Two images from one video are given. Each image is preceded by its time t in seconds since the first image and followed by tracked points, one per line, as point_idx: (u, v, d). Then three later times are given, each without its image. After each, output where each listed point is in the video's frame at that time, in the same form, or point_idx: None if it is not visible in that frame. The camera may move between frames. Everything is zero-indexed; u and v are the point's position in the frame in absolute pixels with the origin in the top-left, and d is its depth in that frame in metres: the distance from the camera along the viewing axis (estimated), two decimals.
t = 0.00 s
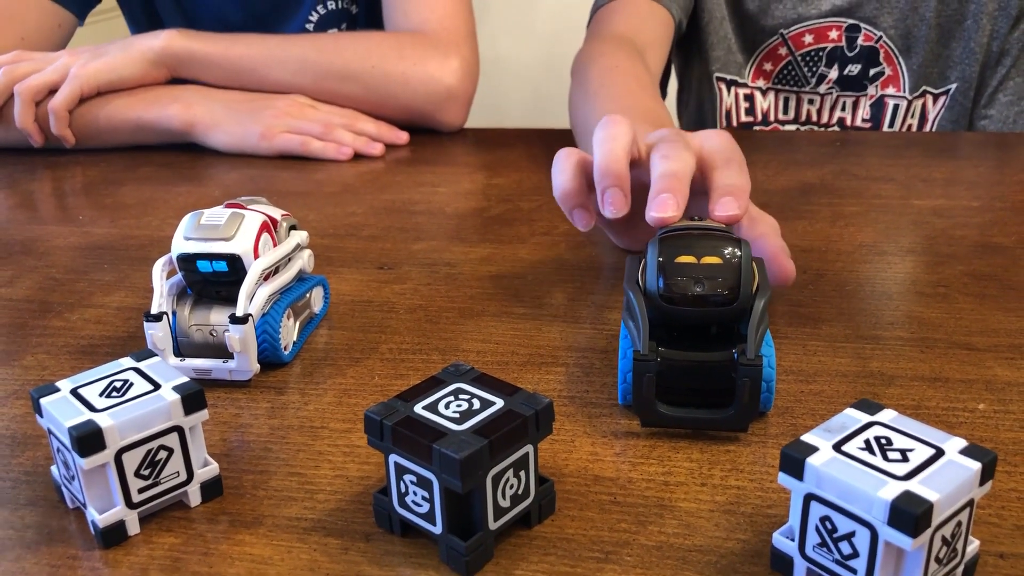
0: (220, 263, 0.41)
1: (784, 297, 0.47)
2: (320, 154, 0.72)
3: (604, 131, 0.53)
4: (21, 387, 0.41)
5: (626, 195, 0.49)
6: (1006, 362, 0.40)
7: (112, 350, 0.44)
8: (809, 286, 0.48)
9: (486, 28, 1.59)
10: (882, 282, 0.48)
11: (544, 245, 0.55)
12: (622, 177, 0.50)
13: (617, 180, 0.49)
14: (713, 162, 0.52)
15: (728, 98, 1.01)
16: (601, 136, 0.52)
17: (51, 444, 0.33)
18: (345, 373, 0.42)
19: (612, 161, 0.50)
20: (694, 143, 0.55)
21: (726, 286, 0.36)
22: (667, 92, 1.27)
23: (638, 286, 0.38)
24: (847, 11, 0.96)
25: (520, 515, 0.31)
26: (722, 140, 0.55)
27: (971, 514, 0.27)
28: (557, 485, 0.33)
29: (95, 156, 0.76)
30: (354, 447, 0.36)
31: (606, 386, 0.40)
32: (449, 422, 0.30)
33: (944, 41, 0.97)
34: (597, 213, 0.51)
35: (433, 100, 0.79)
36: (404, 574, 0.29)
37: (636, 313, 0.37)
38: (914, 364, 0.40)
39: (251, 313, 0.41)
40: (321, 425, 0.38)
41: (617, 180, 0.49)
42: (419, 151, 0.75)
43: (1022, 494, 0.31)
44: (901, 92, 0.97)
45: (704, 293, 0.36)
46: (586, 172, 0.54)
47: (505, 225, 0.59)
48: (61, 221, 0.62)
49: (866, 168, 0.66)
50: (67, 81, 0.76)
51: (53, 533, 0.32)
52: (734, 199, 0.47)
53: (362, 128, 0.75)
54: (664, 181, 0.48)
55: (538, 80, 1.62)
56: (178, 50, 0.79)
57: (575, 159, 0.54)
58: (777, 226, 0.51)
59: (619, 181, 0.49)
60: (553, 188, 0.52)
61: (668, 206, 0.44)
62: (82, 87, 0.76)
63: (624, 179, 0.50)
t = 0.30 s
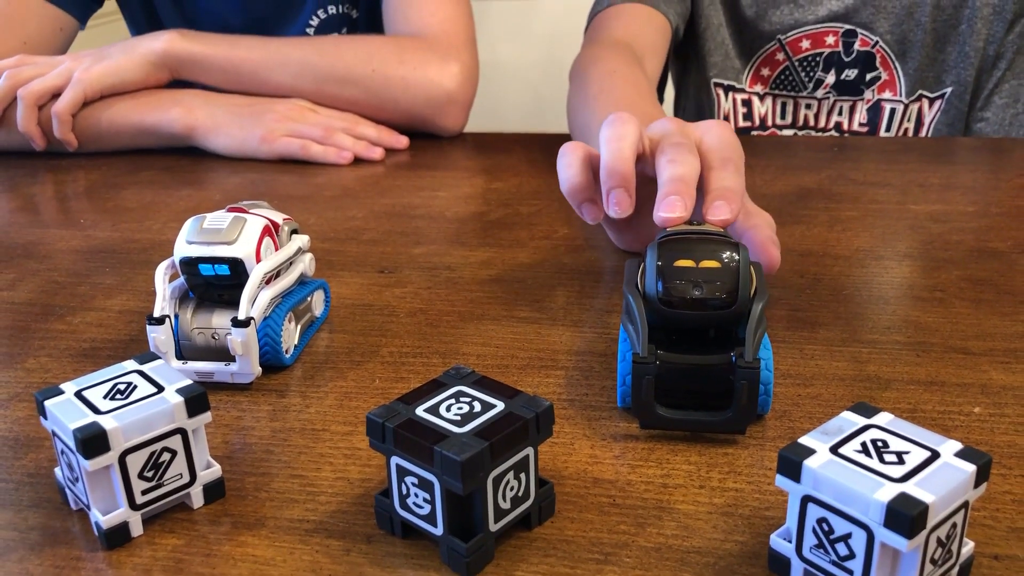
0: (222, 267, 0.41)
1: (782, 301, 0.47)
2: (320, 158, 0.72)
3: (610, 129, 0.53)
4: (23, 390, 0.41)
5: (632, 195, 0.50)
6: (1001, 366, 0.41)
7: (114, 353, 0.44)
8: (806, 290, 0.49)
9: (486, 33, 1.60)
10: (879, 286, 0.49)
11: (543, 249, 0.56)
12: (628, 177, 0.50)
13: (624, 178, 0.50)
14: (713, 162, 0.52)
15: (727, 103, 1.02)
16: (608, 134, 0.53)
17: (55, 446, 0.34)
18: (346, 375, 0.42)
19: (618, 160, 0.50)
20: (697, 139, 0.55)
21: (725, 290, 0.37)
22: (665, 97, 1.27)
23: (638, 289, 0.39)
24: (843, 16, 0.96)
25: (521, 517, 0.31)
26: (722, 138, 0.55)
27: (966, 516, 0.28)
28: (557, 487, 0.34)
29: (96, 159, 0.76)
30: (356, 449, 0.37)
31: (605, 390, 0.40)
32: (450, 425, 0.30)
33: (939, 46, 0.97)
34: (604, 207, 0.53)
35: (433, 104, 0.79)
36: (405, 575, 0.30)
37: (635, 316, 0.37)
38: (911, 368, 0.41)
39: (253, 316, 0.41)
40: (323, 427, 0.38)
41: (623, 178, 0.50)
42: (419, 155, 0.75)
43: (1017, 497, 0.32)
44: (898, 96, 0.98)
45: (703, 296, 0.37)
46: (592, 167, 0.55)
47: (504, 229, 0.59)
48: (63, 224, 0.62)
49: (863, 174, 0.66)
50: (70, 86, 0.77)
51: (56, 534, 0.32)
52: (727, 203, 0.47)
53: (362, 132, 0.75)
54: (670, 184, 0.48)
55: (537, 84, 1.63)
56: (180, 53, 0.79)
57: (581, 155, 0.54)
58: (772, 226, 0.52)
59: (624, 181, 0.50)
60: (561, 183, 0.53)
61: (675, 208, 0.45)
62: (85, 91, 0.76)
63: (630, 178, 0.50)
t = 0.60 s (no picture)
0: (228, 273, 0.42)
1: (781, 309, 0.48)
2: (321, 165, 0.73)
3: (626, 133, 0.54)
4: (31, 395, 0.42)
5: (642, 201, 0.51)
6: (998, 372, 0.41)
7: (120, 358, 0.44)
8: (805, 298, 0.49)
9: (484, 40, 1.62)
10: (876, 293, 0.49)
11: (545, 255, 0.56)
12: (641, 183, 0.51)
13: (634, 184, 0.51)
14: (721, 171, 0.53)
15: (720, 113, 1.03)
16: (623, 138, 0.54)
17: (65, 449, 0.34)
18: (350, 381, 0.42)
19: (630, 165, 0.52)
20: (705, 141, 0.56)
21: (726, 298, 0.37)
22: (663, 106, 1.28)
23: (640, 296, 0.39)
24: (832, 24, 0.98)
25: (526, 521, 0.32)
26: (730, 142, 0.56)
27: (964, 521, 0.28)
28: (561, 492, 0.34)
29: (99, 165, 0.77)
30: (361, 453, 0.37)
31: (607, 396, 0.41)
32: (456, 430, 0.31)
33: (927, 51, 0.99)
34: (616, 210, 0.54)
35: (434, 112, 0.80)
36: None
37: (637, 323, 0.38)
38: (909, 375, 0.41)
39: (259, 322, 0.41)
40: (328, 433, 0.38)
41: (634, 184, 0.51)
42: (420, 162, 0.76)
43: (1014, 502, 0.32)
44: (888, 102, 1.00)
45: (704, 304, 0.37)
46: (606, 168, 0.56)
47: (505, 236, 0.59)
48: (67, 230, 0.62)
49: (859, 182, 0.67)
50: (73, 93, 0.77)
51: (66, 538, 0.33)
52: (728, 215, 0.48)
53: (364, 139, 0.76)
54: (674, 185, 0.49)
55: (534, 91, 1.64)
56: (182, 60, 0.80)
57: (596, 157, 0.55)
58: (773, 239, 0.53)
59: (636, 186, 0.51)
60: (575, 183, 0.55)
61: (679, 216, 0.46)
62: (88, 98, 0.77)
63: (641, 183, 0.51)
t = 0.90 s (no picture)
0: (239, 281, 0.42)
1: (782, 317, 0.48)
2: (325, 173, 0.73)
3: (629, 140, 0.54)
4: (42, 400, 0.42)
5: (648, 207, 0.52)
6: (997, 380, 0.42)
7: (129, 364, 0.45)
8: (806, 306, 0.50)
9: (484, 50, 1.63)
10: (876, 301, 0.50)
11: (548, 263, 0.57)
12: (645, 191, 0.52)
13: (640, 191, 0.52)
14: (722, 175, 0.54)
15: (718, 122, 1.04)
16: (626, 146, 0.54)
17: (78, 454, 0.35)
18: (357, 388, 0.43)
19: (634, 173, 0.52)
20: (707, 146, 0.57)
21: (730, 306, 0.38)
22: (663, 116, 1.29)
23: (645, 305, 0.40)
24: (829, 36, 0.99)
25: (533, 526, 0.32)
26: (731, 149, 0.56)
27: (966, 526, 0.29)
28: (568, 497, 0.35)
29: (103, 173, 0.77)
30: (370, 459, 0.37)
31: (612, 402, 0.41)
32: (466, 435, 0.31)
33: (922, 62, 1.00)
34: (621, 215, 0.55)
35: (437, 120, 0.80)
36: None
37: (642, 331, 0.38)
38: (910, 383, 0.42)
39: (268, 329, 0.42)
40: (337, 438, 0.39)
41: (639, 191, 0.52)
42: (422, 171, 0.76)
43: (1013, 507, 0.33)
44: (883, 112, 1.01)
45: (708, 312, 0.38)
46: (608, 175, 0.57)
47: (509, 244, 0.60)
48: (72, 238, 0.63)
49: (859, 191, 0.68)
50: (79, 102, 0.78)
51: (79, 541, 0.33)
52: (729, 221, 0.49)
53: (367, 147, 0.76)
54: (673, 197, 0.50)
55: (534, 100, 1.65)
56: (187, 69, 0.80)
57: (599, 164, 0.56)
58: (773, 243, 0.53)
59: (641, 194, 0.52)
60: (580, 190, 0.56)
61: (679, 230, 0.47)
62: (94, 107, 0.78)
63: (646, 191, 0.52)
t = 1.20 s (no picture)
0: (250, 292, 0.43)
1: (781, 328, 0.49)
2: (329, 185, 0.74)
3: (621, 168, 0.55)
4: (55, 410, 0.43)
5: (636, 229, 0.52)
6: (993, 390, 0.42)
7: (140, 375, 0.46)
8: (804, 317, 0.51)
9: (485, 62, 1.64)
10: (874, 312, 0.51)
11: (551, 275, 0.58)
12: (635, 214, 0.52)
13: (629, 215, 0.52)
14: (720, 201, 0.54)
15: (722, 136, 1.05)
16: (619, 173, 0.55)
17: (94, 462, 0.35)
18: (365, 397, 0.44)
19: (625, 198, 0.53)
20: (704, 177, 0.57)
21: (730, 318, 0.38)
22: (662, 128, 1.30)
23: (647, 316, 0.41)
24: (831, 50, 1.01)
25: (539, 532, 0.33)
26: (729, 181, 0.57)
27: (962, 531, 0.30)
28: (572, 504, 0.35)
29: (111, 185, 0.78)
30: (378, 467, 0.38)
31: (615, 412, 0.42)
32: (474, 443, 0.32)
33: (921, 76, 1.02)
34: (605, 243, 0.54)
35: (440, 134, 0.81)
36: None
37: (645, 342, 0.39)
38: (908, 393, 0.42)
39: (278, 339, 0.43)
40: (345, 447, 0.40)
41: (628, 215, 0.52)
42: (426, 183, 0.77)
43: (1010, 514, 0.34)
44: (883, 125, 1.03)
45: (710, 324, 0.38)
46: (597, 205, 0.56)
47: (512, 255, 0.61)
48: (81, 249, 0.64)
49: (857, 203, 0.68)
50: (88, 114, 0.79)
51: (94, 548, 0.34)
52: (736, 229, 0.50)
53: (371, 160, 0.77)
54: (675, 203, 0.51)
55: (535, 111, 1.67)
56: (194, 81, 0.82)
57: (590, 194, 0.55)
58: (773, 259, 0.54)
59: (630, 217, 0.52)
60: (565, 217, 0.55)
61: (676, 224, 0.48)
62: (102, 118, 0.79)
63: (635, 215, 0.52)
